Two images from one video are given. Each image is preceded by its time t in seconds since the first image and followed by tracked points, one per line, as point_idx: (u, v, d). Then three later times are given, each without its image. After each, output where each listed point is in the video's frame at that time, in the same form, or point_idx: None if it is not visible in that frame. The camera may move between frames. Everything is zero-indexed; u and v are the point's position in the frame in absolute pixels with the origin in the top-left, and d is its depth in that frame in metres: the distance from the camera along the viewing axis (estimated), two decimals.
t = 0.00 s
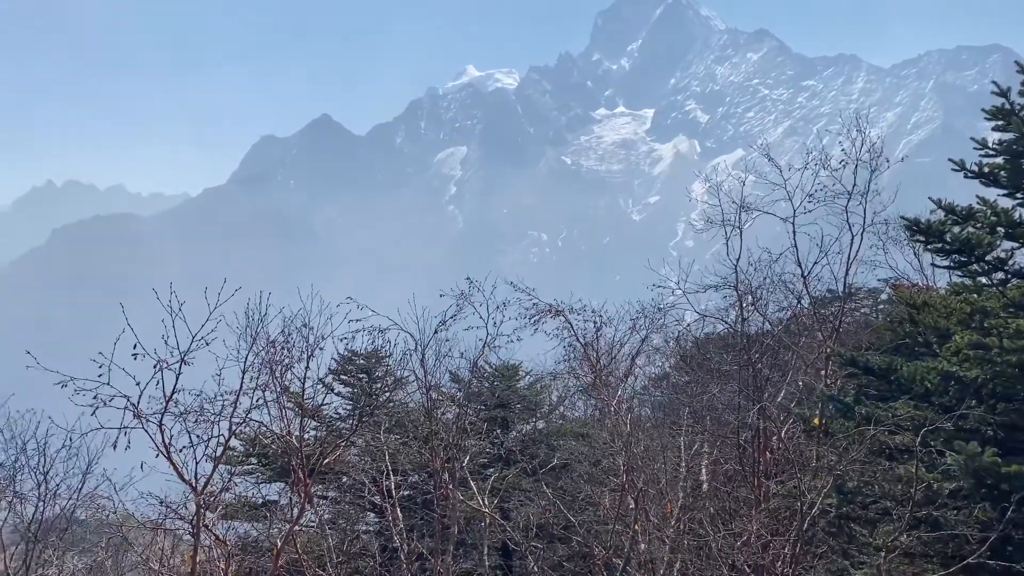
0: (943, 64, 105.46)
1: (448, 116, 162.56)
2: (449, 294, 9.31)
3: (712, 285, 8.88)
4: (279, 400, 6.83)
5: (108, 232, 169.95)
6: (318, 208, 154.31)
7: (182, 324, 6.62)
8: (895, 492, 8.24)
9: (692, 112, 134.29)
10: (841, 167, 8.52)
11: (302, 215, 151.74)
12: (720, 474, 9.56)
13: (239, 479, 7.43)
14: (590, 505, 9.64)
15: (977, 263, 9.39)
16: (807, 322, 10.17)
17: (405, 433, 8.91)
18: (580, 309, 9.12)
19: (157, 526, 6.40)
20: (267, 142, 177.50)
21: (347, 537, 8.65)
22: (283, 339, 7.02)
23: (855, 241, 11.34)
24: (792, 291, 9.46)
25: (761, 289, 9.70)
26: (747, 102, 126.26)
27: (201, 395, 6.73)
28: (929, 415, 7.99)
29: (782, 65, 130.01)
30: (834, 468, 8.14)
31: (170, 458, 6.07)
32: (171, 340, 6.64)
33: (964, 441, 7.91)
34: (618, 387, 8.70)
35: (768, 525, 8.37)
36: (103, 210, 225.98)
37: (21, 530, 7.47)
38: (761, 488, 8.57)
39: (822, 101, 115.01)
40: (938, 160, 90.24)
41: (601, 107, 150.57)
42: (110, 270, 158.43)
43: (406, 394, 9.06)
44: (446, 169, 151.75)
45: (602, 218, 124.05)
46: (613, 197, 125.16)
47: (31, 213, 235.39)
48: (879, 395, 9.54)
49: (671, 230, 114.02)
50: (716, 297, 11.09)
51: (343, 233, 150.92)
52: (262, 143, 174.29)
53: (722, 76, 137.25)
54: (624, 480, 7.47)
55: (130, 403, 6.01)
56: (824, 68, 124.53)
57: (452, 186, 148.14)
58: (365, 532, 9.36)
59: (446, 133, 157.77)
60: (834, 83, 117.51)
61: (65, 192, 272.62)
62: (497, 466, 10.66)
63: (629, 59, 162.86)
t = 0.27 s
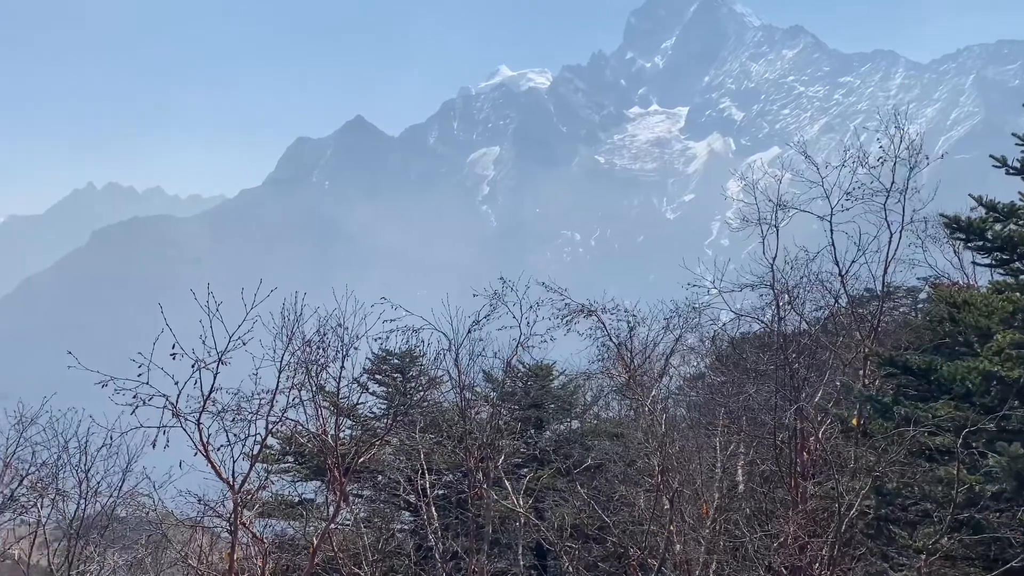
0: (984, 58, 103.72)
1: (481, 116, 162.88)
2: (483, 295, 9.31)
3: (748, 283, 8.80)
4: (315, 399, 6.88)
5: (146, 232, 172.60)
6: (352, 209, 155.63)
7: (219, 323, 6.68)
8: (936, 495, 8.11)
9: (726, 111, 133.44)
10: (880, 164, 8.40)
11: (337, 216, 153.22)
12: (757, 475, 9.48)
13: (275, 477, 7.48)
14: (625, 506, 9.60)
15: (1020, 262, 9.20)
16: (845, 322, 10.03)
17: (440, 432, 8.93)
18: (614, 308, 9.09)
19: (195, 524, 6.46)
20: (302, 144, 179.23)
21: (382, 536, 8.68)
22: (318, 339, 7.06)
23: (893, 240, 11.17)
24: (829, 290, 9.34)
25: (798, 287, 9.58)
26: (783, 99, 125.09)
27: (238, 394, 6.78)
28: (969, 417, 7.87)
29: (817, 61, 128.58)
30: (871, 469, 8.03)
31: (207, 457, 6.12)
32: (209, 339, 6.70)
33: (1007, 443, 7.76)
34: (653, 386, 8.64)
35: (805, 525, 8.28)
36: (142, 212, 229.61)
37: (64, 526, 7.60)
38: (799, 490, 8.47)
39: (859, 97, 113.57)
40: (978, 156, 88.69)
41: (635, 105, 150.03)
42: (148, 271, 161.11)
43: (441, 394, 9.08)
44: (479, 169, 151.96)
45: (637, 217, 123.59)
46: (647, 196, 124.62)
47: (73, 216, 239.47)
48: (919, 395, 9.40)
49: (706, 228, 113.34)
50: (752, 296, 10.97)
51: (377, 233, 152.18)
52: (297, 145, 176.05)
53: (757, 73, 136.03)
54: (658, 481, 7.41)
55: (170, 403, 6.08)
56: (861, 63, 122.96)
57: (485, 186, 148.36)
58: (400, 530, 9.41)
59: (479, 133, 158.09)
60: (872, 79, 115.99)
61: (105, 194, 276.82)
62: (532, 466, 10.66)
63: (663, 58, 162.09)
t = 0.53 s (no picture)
0: None
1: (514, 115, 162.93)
2: (516, 295, 9.31)
3: (785, 283, 8.69)
4: (350, 399, 6.92)
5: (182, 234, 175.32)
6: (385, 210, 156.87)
7: (255, 324, 6.72)
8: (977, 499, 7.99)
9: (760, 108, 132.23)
10: (918, 162, 8.26)
11: (370, 218, 154.76)
12: (793, 476, 9.38)
13: (311, 477, 7.52)
14: (660, 508, 9.54)
15: None
16: (883, 321, 9.88)
17: (474, 433, 8.91)
18: (648, 308, 9.03)
19: (232, 522, 6.52)
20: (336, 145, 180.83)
21: (416, 535, 8.71)
22: (353, 338, 7.10)
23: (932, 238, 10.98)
24: (867, 289, 9.21)
25: (835, 287, 9.46)
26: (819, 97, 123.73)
27: (275, 394, 6.83)
28: (1013, 419, 7.73)
29: (854, 57, 126.93)
30: (910, 471, 7.90)
31: (243, 457, 6.18)
32: (245, 339, 6.76)
33: None
34: (688, 387, 8.58)
35: (844, 528, 8.17)
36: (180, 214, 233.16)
37: (105, 524, 7.70)
38: (837, 491, 8.36)
39: (897, 93, 111.89)
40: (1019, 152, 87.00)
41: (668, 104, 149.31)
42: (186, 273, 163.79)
43: (474, 395, 9.09)
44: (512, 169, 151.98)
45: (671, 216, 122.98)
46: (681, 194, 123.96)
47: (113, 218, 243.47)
48: (959, 396, 9.24)
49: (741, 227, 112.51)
50: (789, 295, 10.84)
51: (409, 233, 153.15)
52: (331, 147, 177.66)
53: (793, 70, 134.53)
54: (693, 482, 7.36)
55: (207, 402, 6.14)
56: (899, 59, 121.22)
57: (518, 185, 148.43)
58: (434, 530, 9.45)
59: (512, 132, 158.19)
60: (910, 74, 114.23)
61: (144, 195, 280.99)
62: (566, 465, 10.66)
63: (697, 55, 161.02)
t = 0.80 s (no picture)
0: None
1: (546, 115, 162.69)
2: (549, 294, 9.30)
3: (822, 282, 8.59)
4: (384, 399, 6.95)
5: (219, 235, 177.58)
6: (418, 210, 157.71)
7: (290, 324, 6.77)
8: (1021, 501, 7.86)
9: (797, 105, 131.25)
10: (958, 158, 8.12)
11: (405, 219, 155.79)
12: (830, 477, 9.30)
13: (347, 475, 7.58)
14: (696, 508, 9.48)
15: None
16: (922, 319, 9.71)
17: (507, 433, 8.92)
18: (683, 308, 8.98)
19: (268, 520, 6.59)
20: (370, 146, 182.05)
21: (450, 534, 8.73)
22: (387, 338, 7.14)
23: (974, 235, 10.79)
24: (906, 288, 9.08)
25: (873, 284, 9.34)
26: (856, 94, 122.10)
27: (310, 393, 6.88)
28: None
29: (892, 53, 124.73)
30: (952, 472, 7.78)
31: (280, 455, 6.25)
32: (280, 339, 6.81)
33: None
34: (723, 387, 8.51)
35: (883, 529, 8.08)
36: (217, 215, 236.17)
37: (146, 520, 7.82)
38: (875, 492, 8.27)
39: (937, 89, 109.67)
40: None
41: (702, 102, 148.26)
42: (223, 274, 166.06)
43: (508, 394, 9.08)
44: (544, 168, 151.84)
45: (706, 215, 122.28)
46: (716, 193, 123.12)
47: (152, 219, 246.85)
48: (1000, 396, 9.08)
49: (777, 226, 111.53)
50: (825, 293, 10.71)
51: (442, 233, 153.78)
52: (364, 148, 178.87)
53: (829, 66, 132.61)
54: (728, 483, 7.31)
55: (244, 402, 6.20)
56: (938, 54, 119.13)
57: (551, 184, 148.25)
58: (468, 529, 9.49)
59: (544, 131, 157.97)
60: (949, 69, 111.94)
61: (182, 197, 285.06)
62: (599, 466, 10.65)
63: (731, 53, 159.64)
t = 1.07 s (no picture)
0: None
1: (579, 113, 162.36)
2: (582, 294, 9.25)
3: (858, 280, 8.47)
4: (419, 398, 6.97)
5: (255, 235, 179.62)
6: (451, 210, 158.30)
7: (325, 324, 6.80)
8: None
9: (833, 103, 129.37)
10: (997, 154, 7.92)
11: (439, 219, 156.55)
12: (868, 477, 9.21)
13: (379, 475, 7.61)
14: (731, 510, 9.41)
15: None
16: (964, 318, 9.48)
17: (542, 432, 8.90)
18: (718, 307, 8.91)
19: (305, 519, 6.64)
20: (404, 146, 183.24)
21: (484, 534, 8.72)
22: (420, 338, 7.16)
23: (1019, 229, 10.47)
24: (945, 287, 8.88)
25: (911, 283, 9.19)
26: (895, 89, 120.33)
27: (345, 393, 6.92)
28: None
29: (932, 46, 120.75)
30: (993, 472, 7.63)
31: (316, 455, 6.29)
32: (315, 339, 6.84)
33: None
34: (759, 386, 8.38)
35: (920, 531, 7.97)
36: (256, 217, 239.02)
37: (185, 519, 7.90)
38: (915, 494, 8.11)
39: (978, 83, 106.21)
40: None
41: (738, 99, 146.90)
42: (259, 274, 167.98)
43: (542, 394, 9.04)
44: (578, 167, 151.62)
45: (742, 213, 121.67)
46: (752, 191, 122.31)
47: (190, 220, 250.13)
48: None
49: (813, 225, 110.63)
50: (863, 292, 10.50)
51: (475, 233, 154.30)
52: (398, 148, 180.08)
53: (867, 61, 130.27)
54: (765, 483, 7.23)
55: (281, 401, 6.26)
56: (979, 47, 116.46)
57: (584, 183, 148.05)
58: (502, 528, 9.49)
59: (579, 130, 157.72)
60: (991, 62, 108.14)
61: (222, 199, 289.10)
62: (633, 465, 10.59)
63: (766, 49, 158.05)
